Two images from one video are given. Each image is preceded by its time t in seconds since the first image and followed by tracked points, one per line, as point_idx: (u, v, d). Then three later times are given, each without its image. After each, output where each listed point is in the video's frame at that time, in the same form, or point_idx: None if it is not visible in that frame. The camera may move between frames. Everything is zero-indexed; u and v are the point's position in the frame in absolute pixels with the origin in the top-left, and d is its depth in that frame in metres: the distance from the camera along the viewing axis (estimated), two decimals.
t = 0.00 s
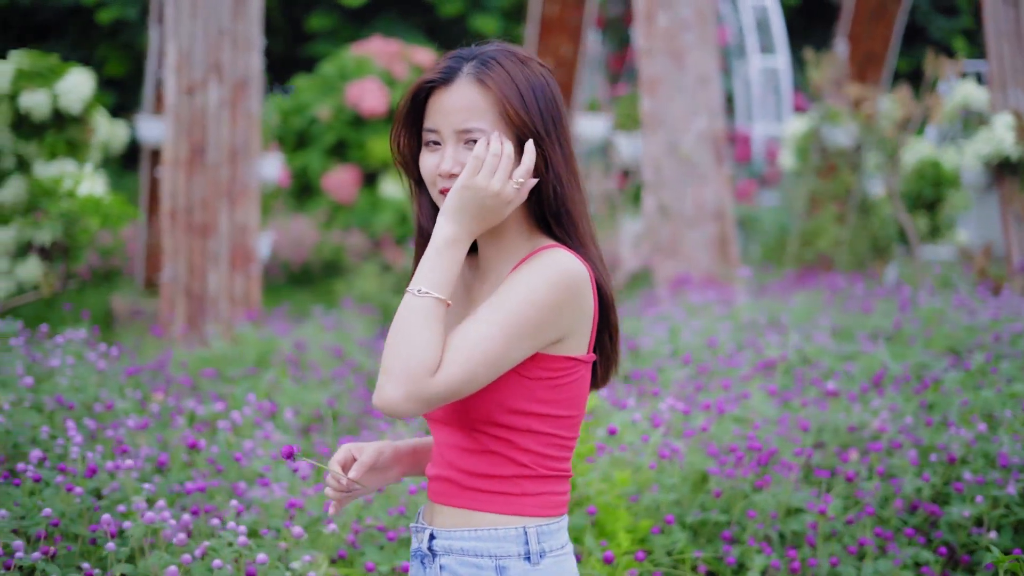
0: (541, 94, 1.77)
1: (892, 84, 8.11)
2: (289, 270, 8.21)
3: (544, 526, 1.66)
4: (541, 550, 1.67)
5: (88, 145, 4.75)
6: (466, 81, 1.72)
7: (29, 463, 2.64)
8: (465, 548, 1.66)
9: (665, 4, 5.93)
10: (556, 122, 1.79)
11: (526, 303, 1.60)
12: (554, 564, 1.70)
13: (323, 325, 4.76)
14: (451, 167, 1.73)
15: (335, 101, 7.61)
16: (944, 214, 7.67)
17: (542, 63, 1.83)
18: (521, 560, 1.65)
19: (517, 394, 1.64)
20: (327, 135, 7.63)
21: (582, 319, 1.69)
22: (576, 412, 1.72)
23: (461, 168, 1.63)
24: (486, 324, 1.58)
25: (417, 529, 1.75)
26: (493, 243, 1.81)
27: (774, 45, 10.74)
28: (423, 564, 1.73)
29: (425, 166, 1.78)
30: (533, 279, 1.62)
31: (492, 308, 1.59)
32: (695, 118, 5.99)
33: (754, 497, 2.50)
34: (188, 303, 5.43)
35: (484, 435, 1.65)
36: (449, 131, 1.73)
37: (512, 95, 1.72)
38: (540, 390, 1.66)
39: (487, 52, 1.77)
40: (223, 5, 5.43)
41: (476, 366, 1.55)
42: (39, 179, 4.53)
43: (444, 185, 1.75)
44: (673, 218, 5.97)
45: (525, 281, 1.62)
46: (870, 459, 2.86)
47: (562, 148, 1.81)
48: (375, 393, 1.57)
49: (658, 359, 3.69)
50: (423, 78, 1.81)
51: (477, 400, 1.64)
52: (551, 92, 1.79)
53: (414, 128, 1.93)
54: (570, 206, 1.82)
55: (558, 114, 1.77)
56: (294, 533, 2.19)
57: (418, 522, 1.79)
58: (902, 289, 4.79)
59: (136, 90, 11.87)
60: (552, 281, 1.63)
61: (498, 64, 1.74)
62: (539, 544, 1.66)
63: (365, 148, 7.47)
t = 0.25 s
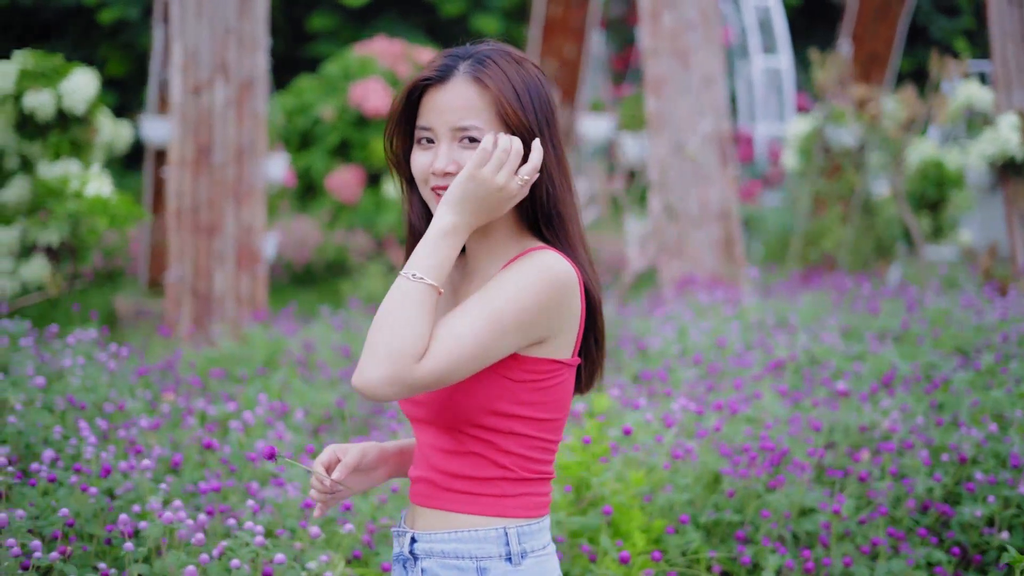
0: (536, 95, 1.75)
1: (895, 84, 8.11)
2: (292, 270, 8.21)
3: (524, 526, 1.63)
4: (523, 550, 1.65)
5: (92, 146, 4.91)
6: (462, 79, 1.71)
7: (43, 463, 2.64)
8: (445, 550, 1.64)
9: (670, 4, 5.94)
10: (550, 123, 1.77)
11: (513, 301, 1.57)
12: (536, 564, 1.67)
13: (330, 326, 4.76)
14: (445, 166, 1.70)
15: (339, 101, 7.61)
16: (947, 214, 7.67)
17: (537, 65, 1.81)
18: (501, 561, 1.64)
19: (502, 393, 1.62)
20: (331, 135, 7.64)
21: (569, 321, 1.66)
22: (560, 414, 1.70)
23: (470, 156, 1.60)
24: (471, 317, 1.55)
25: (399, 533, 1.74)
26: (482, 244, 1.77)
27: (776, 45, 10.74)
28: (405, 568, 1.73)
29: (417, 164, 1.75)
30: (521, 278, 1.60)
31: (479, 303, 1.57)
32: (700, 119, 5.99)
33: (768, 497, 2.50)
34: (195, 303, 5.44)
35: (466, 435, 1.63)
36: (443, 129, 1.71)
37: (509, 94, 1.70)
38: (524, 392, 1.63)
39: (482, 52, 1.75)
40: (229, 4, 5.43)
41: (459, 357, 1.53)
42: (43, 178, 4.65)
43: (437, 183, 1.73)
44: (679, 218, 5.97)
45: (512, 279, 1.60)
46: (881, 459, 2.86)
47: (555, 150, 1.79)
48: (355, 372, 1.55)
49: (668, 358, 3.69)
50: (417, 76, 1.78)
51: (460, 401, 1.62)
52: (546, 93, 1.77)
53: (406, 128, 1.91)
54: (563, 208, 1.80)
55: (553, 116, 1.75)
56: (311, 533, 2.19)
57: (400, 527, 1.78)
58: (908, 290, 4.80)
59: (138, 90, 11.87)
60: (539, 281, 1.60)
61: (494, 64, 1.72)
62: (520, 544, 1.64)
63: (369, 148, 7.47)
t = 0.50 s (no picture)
0: (527, 91, 1.77)
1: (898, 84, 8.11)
2: (296, 270, 8.22)
3: (504, 521, 1.64)
4: (503, 545, 1.65)
5: (96, 146, 4.90)
6: (453, 74, 1.72)
7: (58, 462, 2.65)
8: (425, 547, 1.65)
9: (675, 5, 5.94)
10: (540, 121, 1.79)
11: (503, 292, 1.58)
12: (517, 560, 1.67)
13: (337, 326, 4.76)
14: (435, 160, 1.72)
15: (343, 101, 7.61)
16: (950, 214, 7.68)
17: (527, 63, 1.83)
18: (482, 556, 1.64)
19: (490, 386, 1.63)
20: (335, 136, 7.64)
21: (556, 317, 1.67)
22: (543, 411, 1.71)
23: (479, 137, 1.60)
24: (460, 303, 1.56)
25: (380, 532, 1.74)
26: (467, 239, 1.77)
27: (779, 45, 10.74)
28: (386, 568, 1.72)
29: (405, 157, 1.76)
30: (510, 271, 1.61)
31: (469, 291, 1.58)
32: (706, 119, 6.00)
33: (782, 496, 2.51)
34: (201, 303, 5.45)
35: (452, 430, 1.63)
36: (434, 124, 1.72)
37: (500, 92, 1.72)
38: (510, 388, 1.64)
39: (474, 47, 1.76)
40: (235, 5, 5.43)
41: (448, 340, 1.53)
42: (48, 178, 4.60)
43: (423, 177, 1.74)
44: (685, 219, 5.98)
45: (502, 272, 1.61)
46: (893, 459, 2.87)
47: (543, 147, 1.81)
48: (342, 343, 1.54)
49: (677, 358, 3.70)
50: (407, 70, 1.79)
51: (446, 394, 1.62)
52: (536, 91, 1.79)
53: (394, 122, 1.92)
54: (548, 205, 1.82)
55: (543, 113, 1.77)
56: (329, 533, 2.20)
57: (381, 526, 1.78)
58: (915, 290, 4.80)
59: (140, 90, 11.86)
60: (528, 276, 1.62)
61: (486, 59, 1.74)
62: (500, 540, 1.65)
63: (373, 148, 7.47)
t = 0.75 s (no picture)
0: (516, 85, 1.77)
1: (903, 84, 8.12)
2: (300, 270, 8.23)
3: (484, 517, 1.63)
4: (484, 541, 1.64)
5: (101, 146, 4.86)
6: (442, 67, 1.73)
7: (73, 462, 2.66)
8: (405, 545, 1.64)
9: (681, 5, 5.95)
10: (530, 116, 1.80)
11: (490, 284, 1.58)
12: (499, 557, 1.66)
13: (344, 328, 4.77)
14: (423, 153, 1.71)
15: (348, 102, 7.61)
16: (954, 214, 7.68)
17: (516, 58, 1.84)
18: (461, 552, 1.63)
19: (476, 378, 1.62)
20: (339, 136, 7.64)
21: (542, 314, 1.67)
22: (528, 408, 1.70)
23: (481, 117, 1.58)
24: (448, 290, 1.56)
25: (364, 532, 1.74)
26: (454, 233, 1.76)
27: (781, 45, 10.75)
28: (370, 568, 1.72)
29: (392, 150, 1.76)
30: (500, 264, 1.61)
31: (459, 277, 1.58)
32: (712, 120, 6.00)
33: (797, 496, 2.52)
34: (208, 304, 5.45)
35: (434, 423, 1.63)
36: (422, 116, 1.72)
37: (489, 86, 1.73)
38: (496, 383, 1.64)
39: (463, 40, 1.77)
40: (242, 5, 5.43)
41: (435, 325, 1.53)
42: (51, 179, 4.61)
43: (411, 170, 1.74)
44: (691, 219, 5.98)
45: (490, 263, 1.61)
46: (905, 459, 2.86)
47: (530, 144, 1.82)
48: (328, 314, 1.53)
49: (687, 358, 3.70)
50: (396, 63, 1.79)
51: (430, 385, 1.62)
52: (525, 85, 1.80)
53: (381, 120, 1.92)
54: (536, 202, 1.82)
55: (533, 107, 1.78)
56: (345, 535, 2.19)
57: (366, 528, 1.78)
58: (922, 291, 4.80)
59: (141, 90, 11.86)
60: (516, 271, 1.62)
61: (476, 52, 1.75)
62: (480, 535, 1.64)
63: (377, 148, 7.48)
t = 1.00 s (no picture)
0: (510, 79, 1.77)
1: (907, 83, 8.12)
2: (304, 270, 8.23)
3: (474, 514, 1.62)
4: (474, 539, 1.63)
5: (106, 146, 4.87)
6: (434, 61, 1.72)
7: (89, 460, 2.67)
8: (395, 543, 1.63)
9: (686, 5, 5.95)
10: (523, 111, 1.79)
11: (481, 277, 1.57)
12: (490, 554, 1.65)
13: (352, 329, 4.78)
14: (415, 148, 1.70)
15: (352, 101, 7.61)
16: (958, 214, 7.68)
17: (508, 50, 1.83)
18: (451, 550, 1.62)
19: (465, 373, 1.61)
20: (344, 136, 7.65)
21: (535, 313, 1.66)
22: (520, 407, 1.69)
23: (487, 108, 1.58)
24: (436, 277, 1.55)
25: (354, 532, 1.73)
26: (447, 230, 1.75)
27: (784, 45, 10.75)
28: (360, 567, 1.71)
29: (383, 145, 1.74)
30: (493, 257, 1.60)
31: (449, 266, 1.57)
32: (717, 119, 6.01)
33: (812, 496, 2.53)
34: (216, 303, 5.45)
35: (421, 417, 1.62)
36: (415, 111, 1.71)
37: (482, 79, 1.72)
38: (487, 381, 1.63)
39: (456, 34, 1.76)
40: (248, 5, 5.42)
41: (421, 310, 1.52)
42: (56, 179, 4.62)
43: (403, 165, 1.72)
44: (697, 219, 5.99)
45: (482, 256, 1.59)
46: (918, 458, 2.86)
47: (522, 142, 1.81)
48: (314, 286, 1.52)
49: (697, 359, 3.71)
50: (386, 56, 1.78)
51: (419, 377, 1.61)
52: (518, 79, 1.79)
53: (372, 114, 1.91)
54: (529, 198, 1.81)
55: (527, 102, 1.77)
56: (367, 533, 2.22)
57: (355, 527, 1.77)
58: (929, 291, 4.81)
59: (143, 90, 11.86)
60: (509, 265, 1.61)
61: (469, 47, 1.73)
62: (470, 533, 1.63)
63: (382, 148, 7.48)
